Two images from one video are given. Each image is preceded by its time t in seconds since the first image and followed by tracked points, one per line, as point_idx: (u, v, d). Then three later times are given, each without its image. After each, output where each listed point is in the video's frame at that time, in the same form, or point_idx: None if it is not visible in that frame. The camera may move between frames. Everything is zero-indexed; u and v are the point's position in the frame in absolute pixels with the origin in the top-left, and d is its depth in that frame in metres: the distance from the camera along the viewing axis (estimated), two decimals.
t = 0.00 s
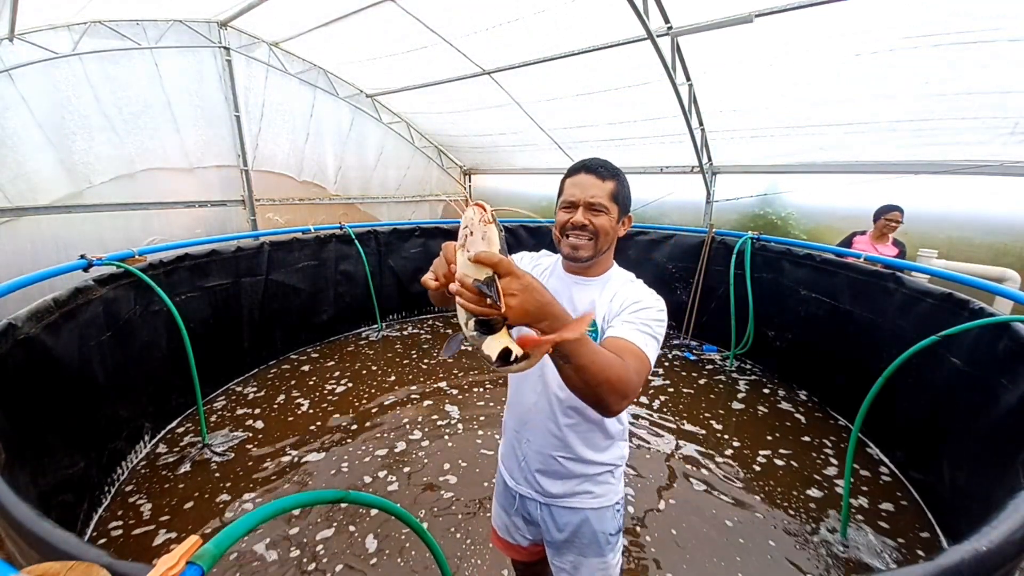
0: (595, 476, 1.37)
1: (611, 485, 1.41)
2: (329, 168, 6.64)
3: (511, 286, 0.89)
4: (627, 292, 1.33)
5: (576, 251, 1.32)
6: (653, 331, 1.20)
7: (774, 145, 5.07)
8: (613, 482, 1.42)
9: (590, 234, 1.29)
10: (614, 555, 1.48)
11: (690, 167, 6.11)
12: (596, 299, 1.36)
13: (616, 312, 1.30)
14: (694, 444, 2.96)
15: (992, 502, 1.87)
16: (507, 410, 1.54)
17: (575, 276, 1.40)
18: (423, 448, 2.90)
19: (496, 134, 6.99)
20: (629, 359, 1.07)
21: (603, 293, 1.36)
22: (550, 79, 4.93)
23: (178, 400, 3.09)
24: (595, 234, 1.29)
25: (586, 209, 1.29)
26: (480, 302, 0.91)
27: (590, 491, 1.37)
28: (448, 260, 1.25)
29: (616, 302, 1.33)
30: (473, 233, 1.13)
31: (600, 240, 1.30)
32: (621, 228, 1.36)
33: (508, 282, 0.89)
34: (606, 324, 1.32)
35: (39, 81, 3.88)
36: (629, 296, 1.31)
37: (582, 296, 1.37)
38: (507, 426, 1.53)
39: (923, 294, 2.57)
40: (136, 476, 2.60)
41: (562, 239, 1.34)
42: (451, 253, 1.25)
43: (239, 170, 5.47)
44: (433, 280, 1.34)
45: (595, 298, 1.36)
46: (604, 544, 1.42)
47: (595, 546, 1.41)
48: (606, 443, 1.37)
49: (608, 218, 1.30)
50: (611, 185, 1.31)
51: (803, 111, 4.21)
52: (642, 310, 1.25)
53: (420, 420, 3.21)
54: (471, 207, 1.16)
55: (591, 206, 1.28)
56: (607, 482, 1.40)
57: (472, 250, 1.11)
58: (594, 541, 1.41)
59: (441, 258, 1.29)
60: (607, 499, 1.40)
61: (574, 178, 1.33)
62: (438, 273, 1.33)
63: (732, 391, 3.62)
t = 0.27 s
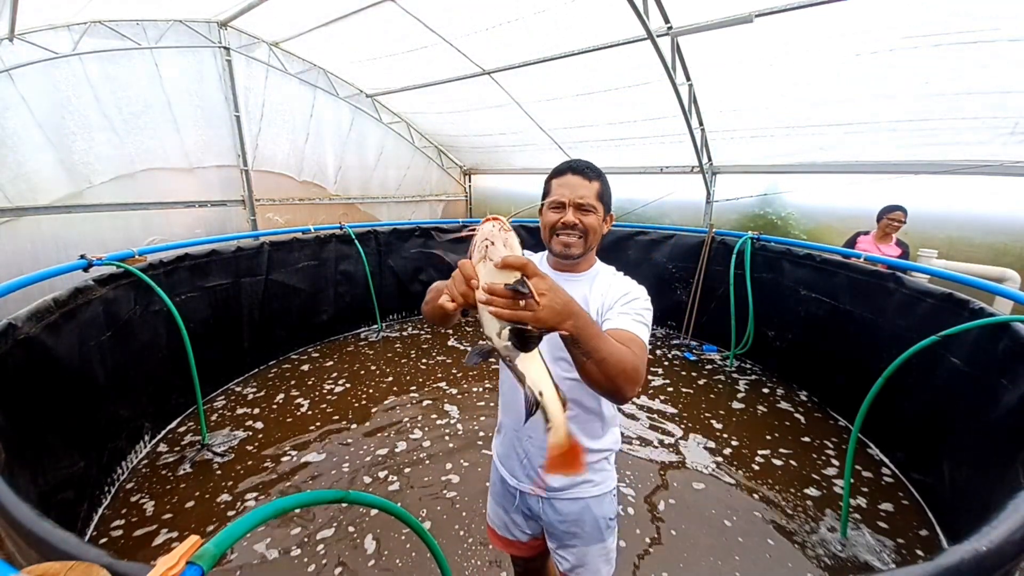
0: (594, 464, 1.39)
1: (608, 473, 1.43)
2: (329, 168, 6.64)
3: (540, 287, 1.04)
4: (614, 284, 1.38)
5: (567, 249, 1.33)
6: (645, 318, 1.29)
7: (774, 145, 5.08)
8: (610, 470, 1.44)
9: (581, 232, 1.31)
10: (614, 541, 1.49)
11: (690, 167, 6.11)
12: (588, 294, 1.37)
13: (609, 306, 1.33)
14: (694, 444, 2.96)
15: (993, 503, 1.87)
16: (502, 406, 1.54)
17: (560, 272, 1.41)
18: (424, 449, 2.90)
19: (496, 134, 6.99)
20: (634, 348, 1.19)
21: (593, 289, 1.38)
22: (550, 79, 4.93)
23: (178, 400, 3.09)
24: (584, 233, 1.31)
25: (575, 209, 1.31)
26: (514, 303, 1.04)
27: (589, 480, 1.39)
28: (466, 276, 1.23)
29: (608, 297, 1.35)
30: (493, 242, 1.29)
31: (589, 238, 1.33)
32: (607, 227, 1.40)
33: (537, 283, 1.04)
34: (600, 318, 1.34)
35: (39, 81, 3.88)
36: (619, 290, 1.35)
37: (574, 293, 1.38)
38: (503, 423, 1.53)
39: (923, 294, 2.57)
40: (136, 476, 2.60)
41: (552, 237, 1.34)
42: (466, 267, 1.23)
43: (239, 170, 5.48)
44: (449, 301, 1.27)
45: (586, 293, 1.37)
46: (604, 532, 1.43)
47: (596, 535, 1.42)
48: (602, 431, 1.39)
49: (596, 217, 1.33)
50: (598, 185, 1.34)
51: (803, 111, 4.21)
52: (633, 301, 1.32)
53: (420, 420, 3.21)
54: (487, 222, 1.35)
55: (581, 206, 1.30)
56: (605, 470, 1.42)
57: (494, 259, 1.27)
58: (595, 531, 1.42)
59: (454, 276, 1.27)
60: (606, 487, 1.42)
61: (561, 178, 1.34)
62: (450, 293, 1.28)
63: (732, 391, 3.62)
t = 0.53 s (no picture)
0: (590, 455, 1.41)
1: (604, 462, 1.46)
2: (329, 168, 6.64)
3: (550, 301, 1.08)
4: (614, 288, 1.40)
5: (577, 252, 1.32)
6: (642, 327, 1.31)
7: (774, 145, 5.08)
8: (606, 460, 1.47)
9: (592, 239, 1.31)
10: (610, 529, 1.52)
11: (690, 167, 6.11)
12: (587, 300, 1.38)
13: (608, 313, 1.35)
14: (694, 444, 2.96)
15: (993, 502, 1.87)
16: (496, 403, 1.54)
17: (557, 272, 1.41)
18: (424, 449, 2.89)
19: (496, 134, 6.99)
20: (632, 360, 1.22)
21: (593, 294, 1.39)
22: (550, 79, 4.93)
23: (178, 400, 3.09)
24: (595, 240, 1.32)
25: (591, 214, 1.31)
26: (528, 317, 1.07)
27: (587, 471, 1.41)
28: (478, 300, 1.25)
29: (607, 304, 1.37)
30: (505, 267, 1.34)
31: (598, 245, 1.34)
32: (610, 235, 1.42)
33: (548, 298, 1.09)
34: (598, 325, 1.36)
35: (39, 81, 3.88)
36: (619, 297, 1.36)
37: (573, 297, 1.39)
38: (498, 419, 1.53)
39: (923, 294, 2.57)
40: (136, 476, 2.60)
41: (563, 238, 1.33)
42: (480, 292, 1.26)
43: (239, 170, 5.48)
44: (462, 328, 1.29)
45: (586, 299, 1.38)
46: (602, 521, 1.45)
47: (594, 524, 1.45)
48: (597, 422, 1.42)
49: (606, 226, 1.35)
50: (613, 195, 1.36)
51: (803, 111, 4.22)
52: (632, 308, 1.34)
53: (420, 420, 3.21)
54: (497, 251, 1.40)
55: (597, 213, 1.31)
56: (601, 461, 1.45)
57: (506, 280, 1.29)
58: (593, 520, 1.44)
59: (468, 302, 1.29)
60: (602, 477, 1.44)
61: (580, 181, 1.33)
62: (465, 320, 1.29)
63: (732, 391, 3.62)
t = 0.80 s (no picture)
0: (589, 451, 1.42)
1: (602, 457, 1.47)
2: (329, 168, 6.64)
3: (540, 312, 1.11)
4: (616, 292, 1.40)
5: (580, 258, 1.32)
6: (641, 333, 1.34)
7: (774, 145, 5.07)
8: (605, 455, 1.48)
9: (596, 247, 1.31)
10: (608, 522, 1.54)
11: (690, 167, 6.11)
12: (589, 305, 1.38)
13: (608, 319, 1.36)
14: (694, 444, 2.96)
15: (993, 502, 1.87)
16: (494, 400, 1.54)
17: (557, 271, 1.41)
18: (424, 449, 2.89)
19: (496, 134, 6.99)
20: (625, 369, 1.24)
21: (596, 297, 1.39)
22: (550, 79, 4.93)
23: (178, 400, 3.09)
24: (600, 247, 1.31)
25: (599, 220, 1.30)
26: (522, 327, 1.08)
27: (585, 467, 1.42)
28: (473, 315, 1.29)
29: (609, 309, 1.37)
30: (497, 283, 1.41)
31: (603, 252, 1.33)
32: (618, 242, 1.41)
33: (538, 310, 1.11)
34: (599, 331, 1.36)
35: (39, 80, 3.88)
36: (620, 302, 1.37)
37: (574, 301, 1.38)
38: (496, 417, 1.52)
39: (924, 294, 2.57)
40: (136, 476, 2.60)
41: (566, 243, 1.33)
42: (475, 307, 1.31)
43: (239, 170, 5.48)
44: (456, 340, 1.32)
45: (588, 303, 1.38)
46: (600, 515, 1.47)
47: (593, 517, 1.46)
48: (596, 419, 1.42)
49: (613, 234, 1.34)
50: (623, 203, 1.34)
51: (803, 111, 4.22)
52: (633, 314, 1.35)
53: (420, 420, 3.21)
54: (489, 269, 1.49)
55: (603, 220, 1.30)
56: (600, 456, 1.46)
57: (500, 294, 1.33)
58: (592, 514, 1.46)
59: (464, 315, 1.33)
60: (600, 472, 1.45)
61: (590, 186, 1.32)
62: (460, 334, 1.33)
63: (732, 391, 3.62)
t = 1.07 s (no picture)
0: (595, 452, 1.42)
1: (608, 459, 1.47)
2: (329, 168, 6.64)
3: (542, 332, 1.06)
4: (621, 291, 1.39)
5: (580, 256, 1.33)
6: (646, 333, 1.34)
7: (774, 145, 5.08)
8: (611, 457, 1.47)
9: (595, 244, 1.31)
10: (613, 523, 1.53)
11: (689, 167, 6.11)
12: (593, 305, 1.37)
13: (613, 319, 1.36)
14: (694, 444, 2.96)
15: (993, 502, 1.87)
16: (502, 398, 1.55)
17: (560, 270, 1.43)
18: (424, 449, 2.89)
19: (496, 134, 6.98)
20: (630, 370, 1.25)
21: (601, 297, 1.38)
22: (550, 80, 4.93)
23: (178, 400, 3.09)
24: (598, 244, 1.32)
25: (595, 218, 1.30)
26: (524, 350, 1.05)
27: (591, 468, 1.41)
28: (474, 325, 1.25)
29: (613, 309, 1.37)
30: (498, 295, 1.31)
31: (603, 249, 1.33)
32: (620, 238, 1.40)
33: (538, 327, 1.06)
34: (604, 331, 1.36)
35: (39, 80, 3.88)
36: (625, 302, 1.36)
37: (579, 301, 1.38)
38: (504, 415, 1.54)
39: (924, 294, 2.57)
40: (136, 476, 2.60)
41: (566, 241, 1.34)
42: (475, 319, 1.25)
43: (239, 170, 5.48)
44: (457, 348, 1.28)
45: (592, 303, 1.37)
46: (606, 516, 1.47)
47: (598, 518, 1.46)
48: (603, 420, 1.42)
49: (612, 230, 1.33)
50: (621, 198, 1.33)
51: (803, 111, 4.22)
52: (638, 313, 1.35)
53: (420, 419, 3.21)
54: (489, 280, 1.42)
55: (600, 217, 1.30)
56: (606, 457, 1.45)
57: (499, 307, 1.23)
58: (597, 514, 1.45)
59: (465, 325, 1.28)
60: (606, 473, 1.45)
61: (586, 184, 1.32)
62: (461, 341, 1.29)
63: (732, 391, 3.62)
